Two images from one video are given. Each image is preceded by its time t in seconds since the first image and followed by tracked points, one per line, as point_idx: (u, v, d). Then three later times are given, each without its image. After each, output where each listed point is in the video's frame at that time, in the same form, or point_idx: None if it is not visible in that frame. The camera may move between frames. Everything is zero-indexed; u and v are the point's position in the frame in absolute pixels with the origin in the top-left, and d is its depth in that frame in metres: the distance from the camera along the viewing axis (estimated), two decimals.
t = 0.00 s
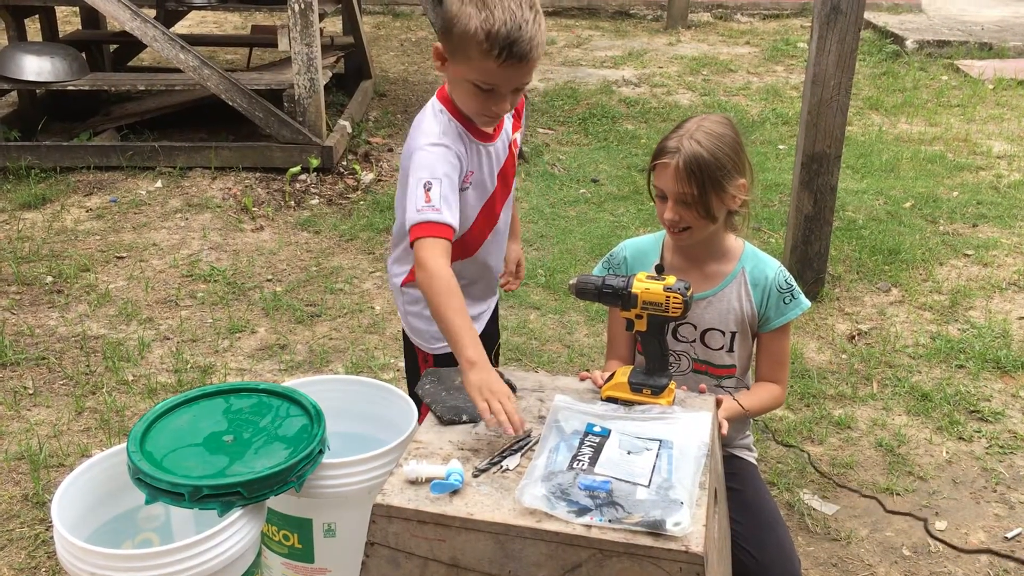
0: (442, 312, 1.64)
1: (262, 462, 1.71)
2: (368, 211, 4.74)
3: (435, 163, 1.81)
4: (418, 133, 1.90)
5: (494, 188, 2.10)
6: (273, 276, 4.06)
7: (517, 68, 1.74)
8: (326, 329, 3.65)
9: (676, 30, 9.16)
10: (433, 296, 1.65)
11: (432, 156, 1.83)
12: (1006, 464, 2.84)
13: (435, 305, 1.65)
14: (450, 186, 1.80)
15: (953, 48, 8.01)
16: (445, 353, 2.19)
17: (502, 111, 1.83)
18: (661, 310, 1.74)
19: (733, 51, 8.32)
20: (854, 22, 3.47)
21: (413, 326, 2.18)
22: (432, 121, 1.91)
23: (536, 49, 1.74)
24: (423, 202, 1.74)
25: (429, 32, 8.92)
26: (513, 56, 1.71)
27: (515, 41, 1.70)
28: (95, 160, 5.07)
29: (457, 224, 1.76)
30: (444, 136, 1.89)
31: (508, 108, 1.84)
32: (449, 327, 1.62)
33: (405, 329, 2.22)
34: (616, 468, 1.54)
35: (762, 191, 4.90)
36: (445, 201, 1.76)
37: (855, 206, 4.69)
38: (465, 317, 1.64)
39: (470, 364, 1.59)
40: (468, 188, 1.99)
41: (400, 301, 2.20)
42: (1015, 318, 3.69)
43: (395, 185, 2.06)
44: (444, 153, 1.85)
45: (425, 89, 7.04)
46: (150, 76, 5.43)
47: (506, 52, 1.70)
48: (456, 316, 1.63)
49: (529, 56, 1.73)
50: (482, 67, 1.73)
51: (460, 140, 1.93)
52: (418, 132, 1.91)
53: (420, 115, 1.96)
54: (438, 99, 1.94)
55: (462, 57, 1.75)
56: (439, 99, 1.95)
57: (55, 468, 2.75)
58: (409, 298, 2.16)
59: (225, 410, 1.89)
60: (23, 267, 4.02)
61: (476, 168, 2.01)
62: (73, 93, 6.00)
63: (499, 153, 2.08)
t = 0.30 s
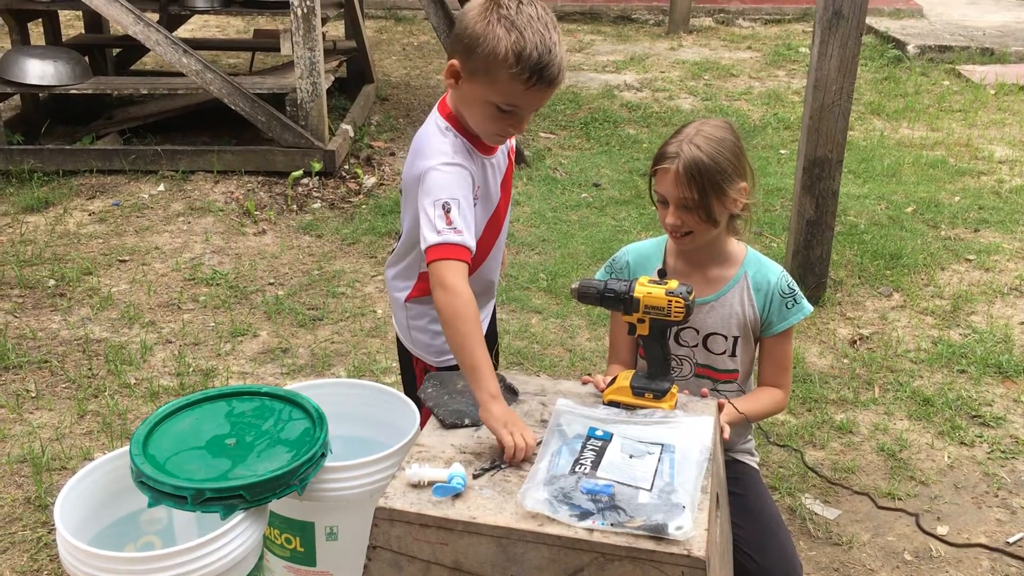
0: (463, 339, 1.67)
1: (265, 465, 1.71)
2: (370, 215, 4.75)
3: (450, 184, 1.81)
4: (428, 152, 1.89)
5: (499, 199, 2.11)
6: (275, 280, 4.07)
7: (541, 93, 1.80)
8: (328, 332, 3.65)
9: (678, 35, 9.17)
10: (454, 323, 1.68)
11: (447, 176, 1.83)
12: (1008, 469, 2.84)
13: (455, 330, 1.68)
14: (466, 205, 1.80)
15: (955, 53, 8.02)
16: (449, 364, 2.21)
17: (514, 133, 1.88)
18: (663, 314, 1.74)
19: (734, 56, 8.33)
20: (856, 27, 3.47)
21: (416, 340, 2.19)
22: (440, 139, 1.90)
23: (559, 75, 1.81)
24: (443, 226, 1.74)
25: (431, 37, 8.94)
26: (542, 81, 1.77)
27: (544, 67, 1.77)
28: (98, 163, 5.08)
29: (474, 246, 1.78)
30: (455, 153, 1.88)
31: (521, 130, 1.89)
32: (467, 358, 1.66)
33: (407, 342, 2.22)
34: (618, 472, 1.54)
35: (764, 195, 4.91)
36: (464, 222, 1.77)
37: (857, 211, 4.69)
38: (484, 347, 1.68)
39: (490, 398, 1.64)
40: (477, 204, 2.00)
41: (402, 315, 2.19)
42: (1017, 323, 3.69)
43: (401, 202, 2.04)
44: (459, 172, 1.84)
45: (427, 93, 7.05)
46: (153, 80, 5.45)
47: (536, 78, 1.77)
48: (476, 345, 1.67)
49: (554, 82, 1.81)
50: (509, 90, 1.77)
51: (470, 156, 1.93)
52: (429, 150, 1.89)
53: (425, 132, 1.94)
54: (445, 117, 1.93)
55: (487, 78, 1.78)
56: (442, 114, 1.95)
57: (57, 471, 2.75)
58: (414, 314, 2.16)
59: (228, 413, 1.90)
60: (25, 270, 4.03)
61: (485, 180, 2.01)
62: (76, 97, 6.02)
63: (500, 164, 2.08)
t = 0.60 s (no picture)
0: (466, 349, 1.68)
1: (266, 470, 1.72)
2: (370, 220, 4.76)
3: (450, 191, 1.81)
4: (427, 159, 1.88)
5: (497, 207, 2.11)
6: (276, 285, 4.07)
7: (551, 98, 1.84)
8: (328, 337, 3.65)
9: (678, 40, 9.18)
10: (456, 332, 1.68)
11: (448, 184, 1.82)
12: (1008, 474, 2.84)
13: (458, 341, 1.68)
14: (466, 213, 1.80)
15: (954, 59, 8.03)
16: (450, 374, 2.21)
17: (517, 138, 1.90)
18: (664, 319, 1.75)
19: (734, 62, 8.34)
20: (856, 32, 3.48)
21: (416, 352, 2.19)
22: (440, 146, 1.90)
23: (566, 82, 1.86)
24: (443, 235, 1.74)
25: (431, 42, 8.96)
26: (554, 86, 1.81)
27: (556, 73, 1.81)
28: (98, 168, 5.08)
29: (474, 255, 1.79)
30: (454, 160, 1.88)
31: (524, 135, 1.91)
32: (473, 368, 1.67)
33: (407, 355, 2.22)
34: (619, 477, 1.54)
35: (763, 201, 4.91)
36: (464, 231, 1.77)
37: (857, 216, 4.70)
38: (489, 360, 1.69)
39: (495, 408, 1.65)
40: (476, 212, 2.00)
41: (402, 328, 2.19)
42: (1016, 328, 3.69)
43: (400, 209, 2.04)
44: (459, 180, 1.84)
45: (427, 98, 7.06)
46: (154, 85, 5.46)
47: (548, 82, 1.80)
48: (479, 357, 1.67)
49: (562, 89, 1.85)
50: (521, 94, 1.80)
51: (470, 163, 1.93)
52: (429, 157, 1.88)
53: (423, 139, 1.94)
54: (446, 123, 1.94)
55: (499, 82, 1.80)
56: (440, 120, 1.95)
57: (57, 475, 2.75)
58: (415, 326, 2.16)
59: (229, 418, 1.90)
60: (26, 275, 4.03)
61: (483, 189, 2.01)
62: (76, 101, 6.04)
63: (497, 172, 2.08)
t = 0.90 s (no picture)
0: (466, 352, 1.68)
1: (265, 473, 1.72)
2: (369, 224, 4.76)
3: (445, 191, 1.81)
4: (421, 160, 1.88)
5: (492, 209, 2.12)
6: (275, 288, 4.07)
7: (553, 98, 1.86)
8: (327, 341, 3.65)
9: (677, 44, 9.19)
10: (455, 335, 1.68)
11: (442, 185, 1.82)
12: (1007, 478, 2.85)
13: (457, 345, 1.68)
14: (460, 216, 1.79)
15: (953, 63, 8.05)
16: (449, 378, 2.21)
17: (516, 138, 1.91)
18: (663, 323, 1.75)
19: (733, 66, 8.36)
20: (854, 37, 3.49)
21: (414, 357, 2.19)
22: (435, 148, 1.90)
23: (568, 83, 1.88)
24: (435, 236, 1.74)
25: (430, 46, 8.97)
26: (558, 84, 1.83)
27: (561, 71, 1.83)
28: (98, 172, 5.08)
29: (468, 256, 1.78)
30: (450, 161, 1.88)
31: (523, 136, 1.92)
32: (472, 371, 1.67)
33: (405, 359, 2.22)
34: (618, 480, 1.54)
35: (762, 205, 4.92)
36: (457, 232, 1.76)
37: (856, 220, 4.70)
38: (488, 363, 1.68)
39: (490, 410, 1.64)
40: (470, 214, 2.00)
41: (399, 331, 2.19)
42: (1015, 332, 3.70)
43: (395, 212, 2.04)
44: (454, 181, 1.84)
45: (426, 102, 7.06)
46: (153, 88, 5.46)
47: (553, 80, 1.82)
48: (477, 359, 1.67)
49: (564, 89, 1.87)
50: (527, 91, 1.81)
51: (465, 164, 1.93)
52: (424, 158, 1.88)
53: (418, 140, 1.94)
54: (444, 123, 1.94)
55: (504, 79, 1.81)
56: (437, 121, 1.95)
57: (56, 479, 2.75)
58: (412, 329, 2.16)
59: (228, 421, 1.90)
60: (25, 278, 4.03)
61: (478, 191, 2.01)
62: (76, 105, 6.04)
63: (492, 174, 2.08)
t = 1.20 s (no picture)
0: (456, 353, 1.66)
1: (264, 474, 1.72)
2: (369, 225, 4.76)
3: (441, 190, 1.81)
4: (418, 159, 1.88)
5: (488, 209, 2.12)
6: (274, 289, 4.08)
7: (552, 96, 1.86)
8: (326, 342, 3.65)
9: (676, 46, 9.20)
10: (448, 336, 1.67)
11: (439, 184, 1.81)
12: (1006, 480, 2.85)
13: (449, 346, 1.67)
14: (456, 215, 1.79)
15: (953, 65, 8.06)
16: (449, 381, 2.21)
17: (514, 137, 1.91)
18: (663, 324, 1.75)
19: (733, 67, 8.37)
20: (853, 39, 3.49)
21: (414, 360, 2.19)
22: (433, 146, 1.90)
23: (567, 82, 1.89)
24: (430, 236, 1.74)
25: (430, 47, 8.97)
26: (558, 82, 1.84)
27: (561, 69, 1.84)
28: (98, 172, 5.08)
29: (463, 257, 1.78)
30: (448, 160, 1.88)
31: (521, 135, 1.92)
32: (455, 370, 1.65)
33: (404, 362, 2.22)
34: (617, 482, 1.54)
35: (762, 206, 4.92)
36: (452, 232, 1.76)
37: (855, 222, 4.71)
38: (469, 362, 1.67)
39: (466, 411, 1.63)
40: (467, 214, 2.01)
41: (399, 334, 2.19)
42: (1015, 334, 3.70)
43: (391, 212, 2.04)
44: (451, 180, 1.84)
45: (426, 103, 7.07)
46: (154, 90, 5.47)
47: (553, 77, 1.83)
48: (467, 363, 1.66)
49: (563, 87, 1.88)
50: (528, 88, 1.81)
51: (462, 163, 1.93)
52: (421, 157, 1.88)
53: (414, 139, 1.94)
54: (441, 122, 1.94)
55: (505, 76, 1.81)
56: (434, 120, 1.95)
57: (55, 479, 2.75)
58: (412, 332, 2.16)
59: (227, 423, 1.90)
60: (24, 279, 4.03)
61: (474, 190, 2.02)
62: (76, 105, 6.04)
63: (489, 174, 2.08)
